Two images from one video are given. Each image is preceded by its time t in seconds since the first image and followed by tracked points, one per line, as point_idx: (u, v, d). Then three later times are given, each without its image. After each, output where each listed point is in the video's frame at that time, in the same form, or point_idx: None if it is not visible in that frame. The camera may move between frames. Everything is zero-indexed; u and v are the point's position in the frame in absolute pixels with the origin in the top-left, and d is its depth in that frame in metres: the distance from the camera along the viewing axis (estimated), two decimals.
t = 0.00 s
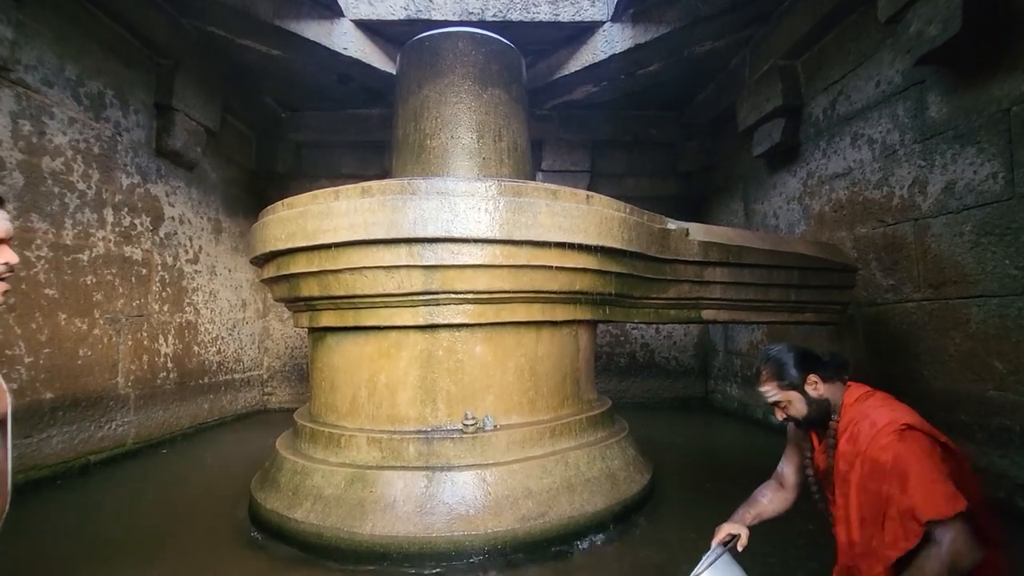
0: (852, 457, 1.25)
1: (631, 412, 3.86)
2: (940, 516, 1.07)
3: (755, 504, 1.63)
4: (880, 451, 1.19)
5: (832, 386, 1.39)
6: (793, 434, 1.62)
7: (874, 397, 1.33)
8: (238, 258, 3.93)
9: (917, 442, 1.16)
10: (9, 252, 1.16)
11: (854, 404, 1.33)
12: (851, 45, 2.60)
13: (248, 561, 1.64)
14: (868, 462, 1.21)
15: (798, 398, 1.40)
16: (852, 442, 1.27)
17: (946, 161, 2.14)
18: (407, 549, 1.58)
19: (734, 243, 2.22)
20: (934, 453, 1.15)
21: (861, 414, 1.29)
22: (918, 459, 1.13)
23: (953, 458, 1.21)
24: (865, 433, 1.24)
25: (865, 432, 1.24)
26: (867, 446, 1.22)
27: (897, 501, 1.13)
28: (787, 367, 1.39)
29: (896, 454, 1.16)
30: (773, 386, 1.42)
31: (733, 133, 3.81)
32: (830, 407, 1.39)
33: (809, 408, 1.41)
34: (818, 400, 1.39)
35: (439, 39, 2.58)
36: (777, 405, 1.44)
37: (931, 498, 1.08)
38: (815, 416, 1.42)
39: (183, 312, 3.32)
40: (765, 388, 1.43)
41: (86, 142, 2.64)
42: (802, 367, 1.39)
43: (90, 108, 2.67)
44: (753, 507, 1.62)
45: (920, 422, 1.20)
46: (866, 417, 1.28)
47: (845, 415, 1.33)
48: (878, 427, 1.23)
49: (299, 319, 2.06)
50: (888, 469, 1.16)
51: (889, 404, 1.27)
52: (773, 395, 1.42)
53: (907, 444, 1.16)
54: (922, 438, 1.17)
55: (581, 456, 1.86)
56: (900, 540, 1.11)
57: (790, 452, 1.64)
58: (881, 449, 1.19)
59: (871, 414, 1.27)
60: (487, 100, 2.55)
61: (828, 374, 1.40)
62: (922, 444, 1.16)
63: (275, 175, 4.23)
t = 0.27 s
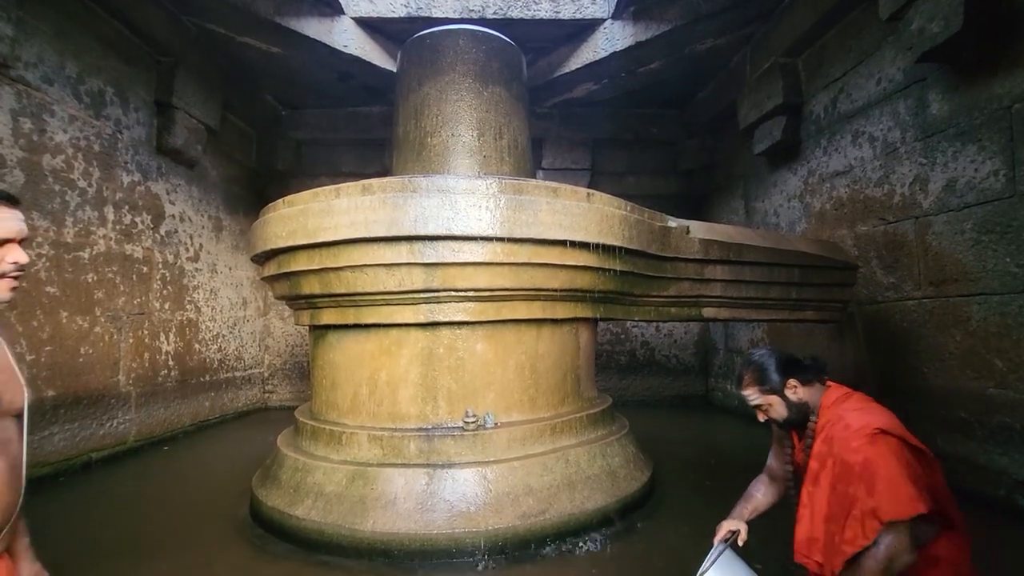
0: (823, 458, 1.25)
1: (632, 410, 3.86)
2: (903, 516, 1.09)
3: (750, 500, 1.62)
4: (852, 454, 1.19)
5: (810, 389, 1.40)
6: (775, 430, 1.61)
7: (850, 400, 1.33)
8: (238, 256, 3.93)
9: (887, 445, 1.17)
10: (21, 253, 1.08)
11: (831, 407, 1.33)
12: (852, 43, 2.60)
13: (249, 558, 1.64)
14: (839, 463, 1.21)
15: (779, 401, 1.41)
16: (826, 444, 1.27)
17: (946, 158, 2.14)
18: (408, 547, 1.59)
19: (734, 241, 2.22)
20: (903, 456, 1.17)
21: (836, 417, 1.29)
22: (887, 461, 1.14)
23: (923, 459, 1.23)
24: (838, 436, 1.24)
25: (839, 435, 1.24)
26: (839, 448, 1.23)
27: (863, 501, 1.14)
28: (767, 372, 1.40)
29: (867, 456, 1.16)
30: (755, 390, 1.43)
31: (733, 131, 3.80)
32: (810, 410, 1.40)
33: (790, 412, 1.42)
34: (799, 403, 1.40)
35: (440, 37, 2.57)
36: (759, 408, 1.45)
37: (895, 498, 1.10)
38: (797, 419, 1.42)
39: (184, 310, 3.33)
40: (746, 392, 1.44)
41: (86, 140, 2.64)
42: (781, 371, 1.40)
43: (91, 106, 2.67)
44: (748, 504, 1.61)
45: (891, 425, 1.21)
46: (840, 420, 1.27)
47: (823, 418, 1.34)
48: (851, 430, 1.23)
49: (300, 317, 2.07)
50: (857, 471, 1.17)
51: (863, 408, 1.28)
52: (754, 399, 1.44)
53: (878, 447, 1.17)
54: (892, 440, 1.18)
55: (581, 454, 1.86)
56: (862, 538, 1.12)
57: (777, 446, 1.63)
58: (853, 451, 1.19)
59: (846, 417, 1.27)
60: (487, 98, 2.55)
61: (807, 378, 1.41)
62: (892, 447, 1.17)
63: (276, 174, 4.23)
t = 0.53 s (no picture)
0: (791, 453, 1.26)
1: (631, 408, 3.86)
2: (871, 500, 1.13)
3: (735, 510, 1.56)
4: (821, 446, 1.20)
5: (775, 389, 1.39)
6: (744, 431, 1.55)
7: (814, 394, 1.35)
8: (238, 254, 3.93)
9: (853, 435, 1.19)
10: (27, 254, 1.06)
11: (797, 402, 1.34)
12: (853, 41, 2.60)
13: (249, 555, 1.65)
14: (808, 457, 1.22)
15: (748, 403, 1.38)
16: (794, 439, 1.27)
17: (947, 157, 2.14)
18: (408, 544, 1.59)
19: (734, 239, 2.22)
20: (867, 444, 1.20)
21: (803, 412, 1.30)
22: (854, 449, 1.17)
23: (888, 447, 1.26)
24: (806, 430, 1.25)
25: (806, 429, 1.26)
26: (808, 442, 1.24)
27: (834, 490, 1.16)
28: (736, 374, 1.37)
29: (836, 448, 1.18)
30: (723, 393, 1.40)
31: (733, 129, 3.80)
32: (774, 410, 1.38)
33: (757, 413, 1.40)
34: (766, 404, 1.38)
35: (440, 34, 2.57)
36: (726, 410, 1.42)
37: (864, 484, 1.13)
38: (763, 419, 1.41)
39: (184, 308, 3.33)
40: (715, 395, 1.41)
41: (85, 138, 2.63)
42: (748, 373, 1.38)
43: (90, 104, 2.66)
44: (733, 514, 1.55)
45: (853, 415, 1.24)
46: (806, 414, 1.29)
47: (790, 414, 1.34)
48: (818, 423, 1.24)
49: (300, 315, 2.07)
50: (829, 462, 1.18)
51: (826, 401, 1.30)
52: (723, 401, 1.40)
53: (845, 438, 1.19)
54: (856, 429, 1.21)
55: (581, 452, 1.86)
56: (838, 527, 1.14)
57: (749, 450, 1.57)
58: (822, 444, 1.21)
59: (812, 411, 1.28)
60: (487, 96, 2.54)
61: (770, 378, 1.39)
62: (857, 436, 1.20)
63: (276, 172, 4.22)
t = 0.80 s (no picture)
0: (783, 468, 1.26)
1: (631, 406, 3.87)
2: (864, 515, 1.14)
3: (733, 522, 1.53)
4: (813, 462, 1.20)
5: (766, 404, 1.39)
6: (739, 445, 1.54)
7: (805, 407, 1.35)
8: (238, 252, 3.93)
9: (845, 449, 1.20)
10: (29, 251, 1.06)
11: (789, 416, 1.34)
12: (854, 38, 2.59)
13: (248, 552, 1.65)
14: (800, 473, 1.22)
15: (739, 418, 1.40)
16: (786, 454, 1.27)
17: (947, 155, 2.13)
18: (408, 541, 1.59)
19: (734, 238, 2.22)
20: (859, 459, 1.20)
21: (794, 427, 1.30)
22: (846, 464, 1.18)
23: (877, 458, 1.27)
24: (798, 445, 1.25)
25: (798, 444, 1.25)
26: (800, 457, 1.23)
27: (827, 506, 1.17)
28: (725, 390, 1.39)
29: (828, 463, 1.19)
30: (715, 409, 1.41)
31: (734, 127, 3.79)
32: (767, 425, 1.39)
33: (749, 428, 1.41)
34: (757, 419, 1.39)
35: (440, 32, 2.57)
36: (718, 426, 1.44)
37: (857, 499, 1.15)
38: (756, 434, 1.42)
39: (184, 305, 3.33)
40: (707, 411, 1.42)
41: (85, 135, 2.63)
42: (738, 389, 1.39)
43: (90, 101, 2.66)
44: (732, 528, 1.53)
45: (845, 429, 1.25)
46: (797, 429, 1.29)
47: (782, 429, 1.34)
48: (809, 438, 1.24)
49: (300, 312, 2.07)
50: (822, 479, 1.18)
51: (817, 414, 1.30)
52: (715, 417, 1.42)
53: (837, 453, 1.20)
54: (848, 444, 1.22)
55: (581, 450, 1.87)
56: (831, 542, 1.15)
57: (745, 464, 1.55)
58: (814, 460, 1.21)
59: (803, 425, 1.28)
60: (487, 94, 2.54)
61: (761, 393, 1.40)
62: (848, 451, 1.21)
63: (276, 169, 4.22)
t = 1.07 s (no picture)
0: (787, 491, 1.24)
1: (631, 404, 3.87)
2: (867, 546, 1.12)
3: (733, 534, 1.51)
4: (818, 488, 1.18)
5: (774, 423, 1.37)
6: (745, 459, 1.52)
7: (814, 429, 1.32)
8: (238, 250, 3.93)
9: (852, 478, 1.17)
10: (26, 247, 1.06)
11: (798, 438, 1.32)
12: (854, 35, 2.59)
13: (249, 550, 1.66)
14: (803, 497, 1.21)
15: (744, 436, 1.38)
16: (790, 476, 1.26)
17: (947, 152, 2.14)
18: (409, 538, 1.60)
19: (734, 236, 2.22)
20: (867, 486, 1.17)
21: (803, 449, 1.27)
22: (853, 493, 1.15)
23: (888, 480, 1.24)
24: (803, 469, 1.23)
25: (805, 468, 1.23)
26: (806, 482, 1.21)
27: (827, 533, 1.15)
28: (732, 409, 1.36)
29: (833, 491, 1.16)
30: (721, 426, 1.40)
31: (734, 124, 3.79)
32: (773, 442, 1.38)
33: (755, 445, 1.40)
34: (764, 437, 1.37)
35: (439, 29, 2.56)
36: (724, 442, 1.43)
37: (861, 530, 1.12)
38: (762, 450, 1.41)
39: (184, 304, 3.33)
40: (712, 426, 1.41)
41: (85, 134, 2.63)
42: (747, 408, 1.36)
43: (89, 99, 2.66)
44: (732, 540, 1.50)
45: (855, 455, 1.21)
46: (805, 452, 1.26)
47: (790, 450, 1.32)
48: (816, 463, 1.22)
49: (301, 311, 2.07)
50: (826, 506, 1.16)
51: (827, 438, 1.27)
52: (720, 433, 1.41)
53: (844, 481, 1.17)
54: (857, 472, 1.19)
55: (581, 447, 1.87)
56: (831, 570, 1.13)
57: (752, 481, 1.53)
58: (819, 486, 1.18)
59: (811, 449, 1.26)
60: (487, 91, 2.53)
61: (770, 412, 1.37)
62: (856, 479, 1.18)
63: (275, 167, 4.21)
